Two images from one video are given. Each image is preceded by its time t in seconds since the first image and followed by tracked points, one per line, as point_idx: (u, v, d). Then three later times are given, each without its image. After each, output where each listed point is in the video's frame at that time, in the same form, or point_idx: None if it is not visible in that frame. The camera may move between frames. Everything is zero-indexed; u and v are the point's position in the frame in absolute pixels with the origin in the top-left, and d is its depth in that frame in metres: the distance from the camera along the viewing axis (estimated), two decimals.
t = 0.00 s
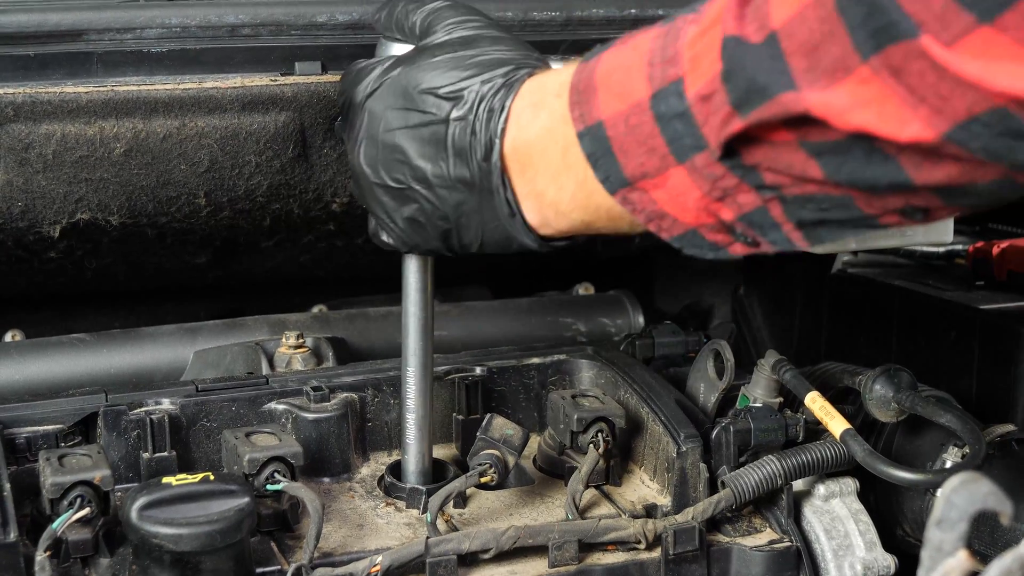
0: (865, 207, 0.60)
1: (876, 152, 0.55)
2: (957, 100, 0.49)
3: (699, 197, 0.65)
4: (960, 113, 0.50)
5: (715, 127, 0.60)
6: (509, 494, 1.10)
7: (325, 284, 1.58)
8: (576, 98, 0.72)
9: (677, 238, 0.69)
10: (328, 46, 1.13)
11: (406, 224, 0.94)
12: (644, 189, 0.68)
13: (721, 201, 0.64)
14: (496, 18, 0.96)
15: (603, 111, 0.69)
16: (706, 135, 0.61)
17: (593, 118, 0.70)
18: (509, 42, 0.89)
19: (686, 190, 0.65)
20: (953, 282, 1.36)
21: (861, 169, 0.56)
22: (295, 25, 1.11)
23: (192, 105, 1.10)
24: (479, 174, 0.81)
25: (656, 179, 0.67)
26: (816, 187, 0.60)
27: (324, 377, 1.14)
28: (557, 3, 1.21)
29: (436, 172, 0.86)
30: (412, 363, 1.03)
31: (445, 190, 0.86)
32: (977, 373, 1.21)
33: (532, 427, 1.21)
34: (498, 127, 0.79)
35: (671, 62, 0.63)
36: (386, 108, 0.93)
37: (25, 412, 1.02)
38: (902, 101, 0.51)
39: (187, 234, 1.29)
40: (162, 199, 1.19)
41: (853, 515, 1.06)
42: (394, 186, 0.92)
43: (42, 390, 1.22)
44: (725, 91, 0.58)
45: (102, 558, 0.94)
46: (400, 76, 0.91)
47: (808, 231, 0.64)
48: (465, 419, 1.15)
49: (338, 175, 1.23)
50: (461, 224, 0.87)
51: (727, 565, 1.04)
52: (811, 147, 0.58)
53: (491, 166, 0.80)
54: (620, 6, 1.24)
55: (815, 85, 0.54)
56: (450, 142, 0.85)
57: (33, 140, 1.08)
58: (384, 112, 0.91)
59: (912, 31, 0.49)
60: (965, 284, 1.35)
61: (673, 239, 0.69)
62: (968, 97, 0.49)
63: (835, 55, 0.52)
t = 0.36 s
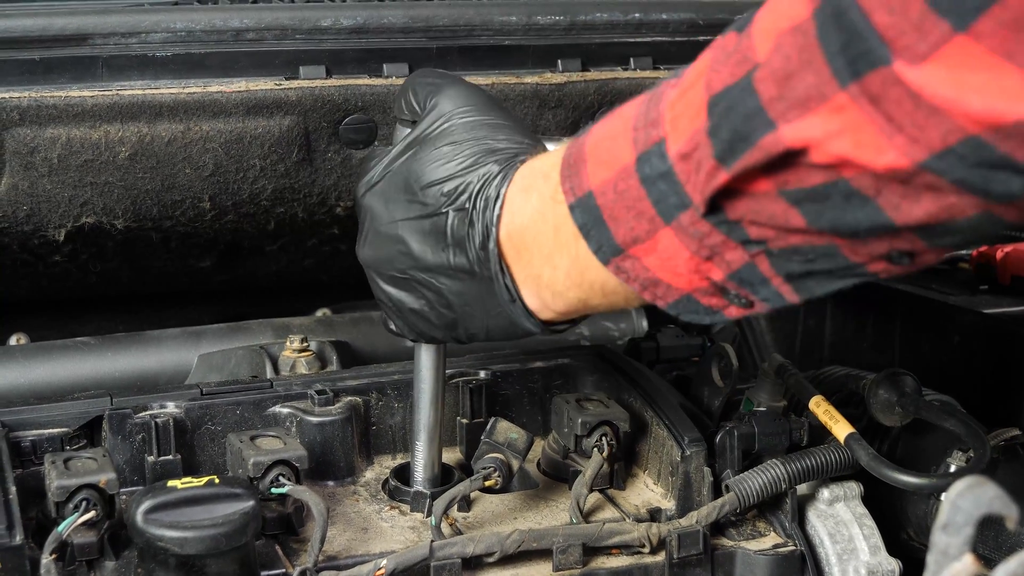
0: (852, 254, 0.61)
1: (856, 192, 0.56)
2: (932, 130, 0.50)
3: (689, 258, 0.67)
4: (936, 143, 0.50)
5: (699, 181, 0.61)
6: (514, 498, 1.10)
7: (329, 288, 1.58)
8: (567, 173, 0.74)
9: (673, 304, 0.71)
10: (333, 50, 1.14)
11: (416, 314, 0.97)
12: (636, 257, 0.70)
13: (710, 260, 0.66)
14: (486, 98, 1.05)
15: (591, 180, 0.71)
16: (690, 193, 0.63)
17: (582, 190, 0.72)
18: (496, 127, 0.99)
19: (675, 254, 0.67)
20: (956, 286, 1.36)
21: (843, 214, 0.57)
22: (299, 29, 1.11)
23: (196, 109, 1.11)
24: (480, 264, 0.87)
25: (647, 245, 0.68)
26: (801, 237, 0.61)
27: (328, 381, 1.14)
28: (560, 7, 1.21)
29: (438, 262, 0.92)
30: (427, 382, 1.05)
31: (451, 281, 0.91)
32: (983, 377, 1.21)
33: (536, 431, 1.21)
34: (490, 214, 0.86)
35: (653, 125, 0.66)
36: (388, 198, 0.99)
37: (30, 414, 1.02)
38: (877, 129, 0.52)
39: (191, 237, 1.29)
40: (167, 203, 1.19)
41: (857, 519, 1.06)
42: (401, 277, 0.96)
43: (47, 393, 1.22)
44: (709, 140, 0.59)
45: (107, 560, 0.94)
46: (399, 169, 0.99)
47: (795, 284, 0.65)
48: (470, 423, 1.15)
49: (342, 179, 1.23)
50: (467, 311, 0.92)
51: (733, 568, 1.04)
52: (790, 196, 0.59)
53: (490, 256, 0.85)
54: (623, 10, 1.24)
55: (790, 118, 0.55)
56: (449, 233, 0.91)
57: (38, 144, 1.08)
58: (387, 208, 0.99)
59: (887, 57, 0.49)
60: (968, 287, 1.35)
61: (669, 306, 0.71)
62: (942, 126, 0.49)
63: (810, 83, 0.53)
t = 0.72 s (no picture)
0: (819, 229, 0.61)
1: (823, 162, 0.56)
2: (899, 86, 0.50)
3: (663, 242, 0.67)
4: (902, 100, 0.50)
5: (673, 155, 0.61)
6: (517, 501, 1.09)
7: (330, 290, 1.59)
8: (546, 166, 0.75)
9: (649, 297, 0.71)
10: (336, 52, 1.14)
11: (405, 326, 0.98)
12: (612, 247, 0.70)
13: (682, 244, 0.66)
14: (472, 107, 1.06)
15: (569, 171, 0.72)
16: (663, 171, 0.63)
17: (561, 181, 0.72)
18: (481, 135, 1.00)
19: (650, 239, 0.67)
20: (956, 288, 1.36)
21: (809, 183, 0.57)
22: (301, 32, 1.12)
23: (199, 112, 1.10)
24: (461, 273, 0.87)
25: (621, 231, 0.68)
26: (770, 215, 0.61)
27: (330, 383, 1.13)
28: (563, 10, 1.22)
29: (420, 273, 0.93)
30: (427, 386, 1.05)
31: (433, 291, 0.92)
32: (984, 379, 1.21)
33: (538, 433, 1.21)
34: (469, 220, 0.86)
35: (628, 110, 0.66)
36: (378, 212, 1.01)
37: (33, 416, 1.02)
38: (844, 87, 0.52)
39: (193, 239, 1.29)
40: (169, 204, 1.19)
41: (858, 522, 1.06)
42: (388, 289, 0.98)
43: (48, 395, 1.22)
44: (683, 110, 0.60)
45: (110, 562, 0.94)
46: (386, 182, 1.01)
47: (767, 264, 0.65)
48: (471, 426, 1.15)
49: (344, 181, 1.24)
50: (449, 322, 0.92)
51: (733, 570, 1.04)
52: (759, 168, 0.59)
53: (471, 264, 0.85)
54: (625, 13, 1.24)
55: (760, 82, 0.55)
56: (430, 243, 0.92)
57: (41, 145, 1.08)
58: (376, 220, 1.00)
59: (855, 10, 0.50)
60: (970, 290, 1.35)
61: (646, 298, 0.71)
62: (910, 80, 0.50)
63: (777, 45, 0.54)
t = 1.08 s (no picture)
0: (836, 199, 0.60)
1: (839, 129, 0.56)
2: (913, 44, 0.51)
3: (680, 225, 0.67)
4: (916, 59, 0.51)
5: (690, 133, 0.62)
6: (520, 501, 1.10)
7: (334, 291, 1.59)
8: (557, 161, 0.75)
9: (666, 285, 0.71)
10: (339, 54, 1.15)
11: (417, 334, 0.99)
12: (627, 235, 0.70)
13: (699, 224, 0.66)
14: (476, 114, 1.06)
15: (580, 164, 0.72)
16: (678, 152, 0.64)
17: (573, 174, 0.73)
18: (487, 142, 1.00)
19: (666, 223, 0.67)
20: (959, 290, 1.37)
21: (826, 152, 0.57)
22: (307, 34, 1.12)
23: (204, 113, 1.11)
24: (473, 278, 0.87)
25: (638, 217, 0.68)
26: (788, 187, 0.61)
27: (334, 384, 1.14)
28: (566, 13, 1.22)
29: (431, 281, 0.93)
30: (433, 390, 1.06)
31: (445, 299, 0.93)
32: (986, 381, 1.22)
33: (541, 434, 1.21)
34: (480, 226, 0.87)
35: (639, 95, 0.67)
36: (388, 222, 1.01)
37: (38, 416, 1.02)
38: (858, 50, 0.53)
39: (199, 240, 1.30)
40: (174, 206, 1.19)
41: (861, 523, 1.06)
42: (400, 298, 0.98)
43: (53, 395, 1.22)
44: (696, 89, 0.60)
45: (115, 562, 0.94)
46: (395, 190, 1.01)
47: (785, 237, 0.64)
48: (475, 426, 1.16)
49: (349, 182, 1.24)
50: (462, 329, 0.93)
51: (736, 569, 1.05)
52: (775, 140, 0.59)
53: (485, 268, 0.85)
54: (628, 15, 1.25)
55: (773, 54, 0.56)
56: (441, 251, 0.92)
57: (46, 146, 1.09)
58: (385, 231, 1.01)
59: None
60: (972, 292, 1.36)
61: (662, 287, 0.71)
62: (923, 37, 0.50)
63: (789, 15, 0.54)
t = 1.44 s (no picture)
0: (831, 189, 0.60)
1: (832, 113, 0.56)
2: (905, 23, 0.51)
3: (674, 216, 0.67)
4: (909, 38, 0.51)
5: (685, 117, 0.62)
6: (530, 502, 1.10)
7: (344, 293, 1.60)
8: (558, 155, 0.76)
9: (661, 281, 0.71)
10: (352, 57, 1.15)
11: (426, 335, 0.99)
12: (624, 228, 0.70)
13: (693, 215, 0.66)
14: (482, 117, 1.07)
15: (579, 156, 0.73)
16: (673, 139, 0.64)
17: (573, 167, 0.73)
18: (492, 144, 1.00)
19: (661, 216, 0.68)
20: (969, 293, 1.37)
21: (818, 136, 0.57)
22: (319, 36, 1.13)
23: (218, 115, 1.11)
24: (477, 278, 0.88)
25: (634, 208, 0.69)
26: (781, 174, 0.61)
27: (346, 385, 1.14)
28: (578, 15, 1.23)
29: (437, 282, 0.94)
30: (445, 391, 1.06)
31: (452, 300, 0.93)
32: (996, 384, 1.22)
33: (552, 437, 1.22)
34: (484, 226, 0.87)
35: (638, 84, 0.67)
36: (396, 225, 1.02)
37: (52, 416, 1.03)
38: (850, 31, 0.52)
39: (210, 241, 1.30)
40: (187, 207, 1.20)
41: (870, 525, 1.06)
42: (408, 299, 0.99)
43: (66, 395, 1.23)
44: (691, 74, 0.60)
45: (128, 562, 0.95)
46: (405, 192, 1.02)
47: (777, 228, 0.64)
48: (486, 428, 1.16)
49: (361, 184, 1.24)
50: (469, 331, 0.93)
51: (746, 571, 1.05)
52: (769, 126, 0.59)
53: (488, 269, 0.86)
54: (639, 19, 1.26)
55: (765, 34, 0.56)
56: (446, 253, 0.93)
57: (60, 148, 1.09)
58: (393, 234, 1.02)
59: None
60: (982, 296, 1.36)
61: (658, 284, 0.71)
62: (915, 14, 0.51)
63: None
